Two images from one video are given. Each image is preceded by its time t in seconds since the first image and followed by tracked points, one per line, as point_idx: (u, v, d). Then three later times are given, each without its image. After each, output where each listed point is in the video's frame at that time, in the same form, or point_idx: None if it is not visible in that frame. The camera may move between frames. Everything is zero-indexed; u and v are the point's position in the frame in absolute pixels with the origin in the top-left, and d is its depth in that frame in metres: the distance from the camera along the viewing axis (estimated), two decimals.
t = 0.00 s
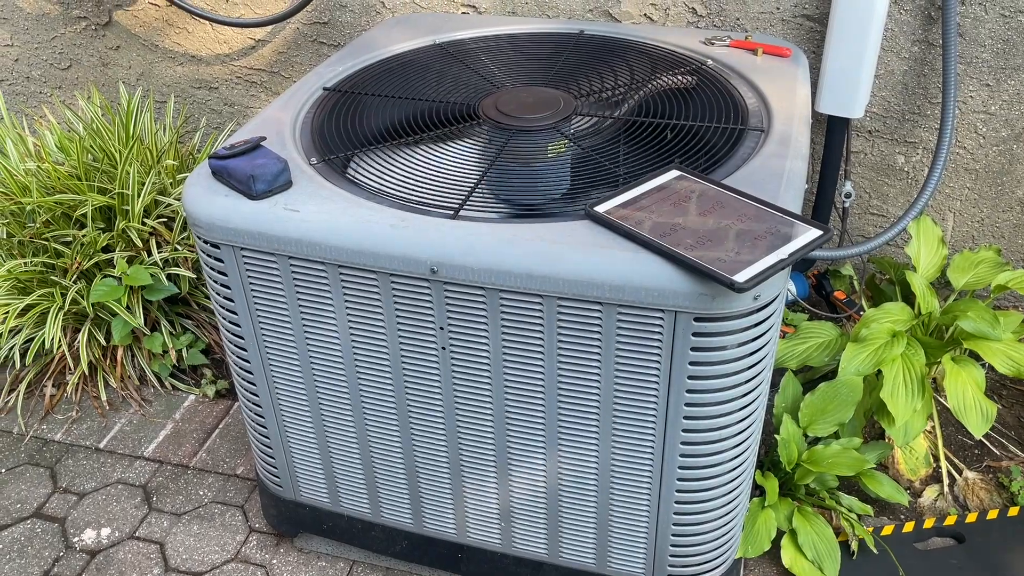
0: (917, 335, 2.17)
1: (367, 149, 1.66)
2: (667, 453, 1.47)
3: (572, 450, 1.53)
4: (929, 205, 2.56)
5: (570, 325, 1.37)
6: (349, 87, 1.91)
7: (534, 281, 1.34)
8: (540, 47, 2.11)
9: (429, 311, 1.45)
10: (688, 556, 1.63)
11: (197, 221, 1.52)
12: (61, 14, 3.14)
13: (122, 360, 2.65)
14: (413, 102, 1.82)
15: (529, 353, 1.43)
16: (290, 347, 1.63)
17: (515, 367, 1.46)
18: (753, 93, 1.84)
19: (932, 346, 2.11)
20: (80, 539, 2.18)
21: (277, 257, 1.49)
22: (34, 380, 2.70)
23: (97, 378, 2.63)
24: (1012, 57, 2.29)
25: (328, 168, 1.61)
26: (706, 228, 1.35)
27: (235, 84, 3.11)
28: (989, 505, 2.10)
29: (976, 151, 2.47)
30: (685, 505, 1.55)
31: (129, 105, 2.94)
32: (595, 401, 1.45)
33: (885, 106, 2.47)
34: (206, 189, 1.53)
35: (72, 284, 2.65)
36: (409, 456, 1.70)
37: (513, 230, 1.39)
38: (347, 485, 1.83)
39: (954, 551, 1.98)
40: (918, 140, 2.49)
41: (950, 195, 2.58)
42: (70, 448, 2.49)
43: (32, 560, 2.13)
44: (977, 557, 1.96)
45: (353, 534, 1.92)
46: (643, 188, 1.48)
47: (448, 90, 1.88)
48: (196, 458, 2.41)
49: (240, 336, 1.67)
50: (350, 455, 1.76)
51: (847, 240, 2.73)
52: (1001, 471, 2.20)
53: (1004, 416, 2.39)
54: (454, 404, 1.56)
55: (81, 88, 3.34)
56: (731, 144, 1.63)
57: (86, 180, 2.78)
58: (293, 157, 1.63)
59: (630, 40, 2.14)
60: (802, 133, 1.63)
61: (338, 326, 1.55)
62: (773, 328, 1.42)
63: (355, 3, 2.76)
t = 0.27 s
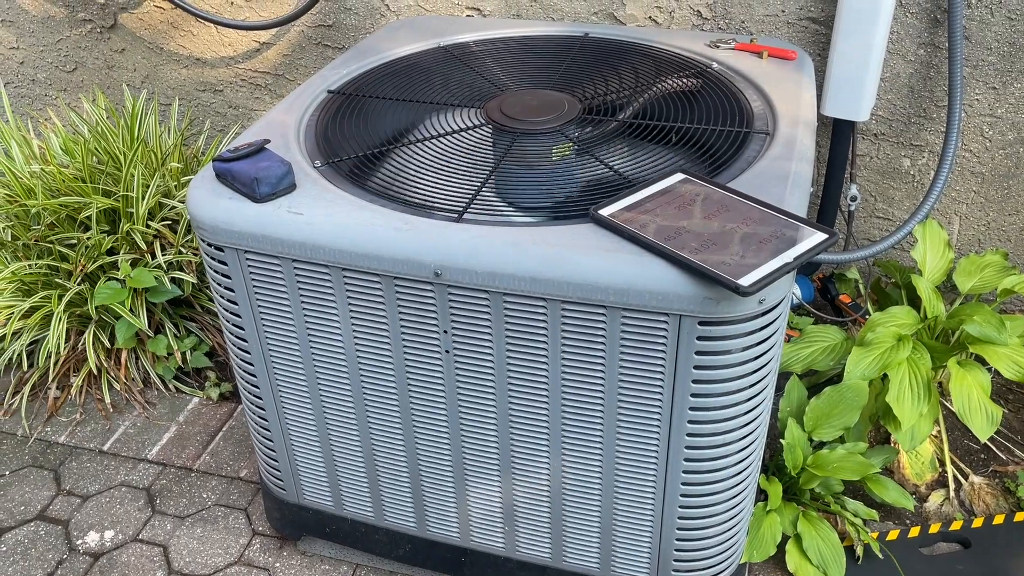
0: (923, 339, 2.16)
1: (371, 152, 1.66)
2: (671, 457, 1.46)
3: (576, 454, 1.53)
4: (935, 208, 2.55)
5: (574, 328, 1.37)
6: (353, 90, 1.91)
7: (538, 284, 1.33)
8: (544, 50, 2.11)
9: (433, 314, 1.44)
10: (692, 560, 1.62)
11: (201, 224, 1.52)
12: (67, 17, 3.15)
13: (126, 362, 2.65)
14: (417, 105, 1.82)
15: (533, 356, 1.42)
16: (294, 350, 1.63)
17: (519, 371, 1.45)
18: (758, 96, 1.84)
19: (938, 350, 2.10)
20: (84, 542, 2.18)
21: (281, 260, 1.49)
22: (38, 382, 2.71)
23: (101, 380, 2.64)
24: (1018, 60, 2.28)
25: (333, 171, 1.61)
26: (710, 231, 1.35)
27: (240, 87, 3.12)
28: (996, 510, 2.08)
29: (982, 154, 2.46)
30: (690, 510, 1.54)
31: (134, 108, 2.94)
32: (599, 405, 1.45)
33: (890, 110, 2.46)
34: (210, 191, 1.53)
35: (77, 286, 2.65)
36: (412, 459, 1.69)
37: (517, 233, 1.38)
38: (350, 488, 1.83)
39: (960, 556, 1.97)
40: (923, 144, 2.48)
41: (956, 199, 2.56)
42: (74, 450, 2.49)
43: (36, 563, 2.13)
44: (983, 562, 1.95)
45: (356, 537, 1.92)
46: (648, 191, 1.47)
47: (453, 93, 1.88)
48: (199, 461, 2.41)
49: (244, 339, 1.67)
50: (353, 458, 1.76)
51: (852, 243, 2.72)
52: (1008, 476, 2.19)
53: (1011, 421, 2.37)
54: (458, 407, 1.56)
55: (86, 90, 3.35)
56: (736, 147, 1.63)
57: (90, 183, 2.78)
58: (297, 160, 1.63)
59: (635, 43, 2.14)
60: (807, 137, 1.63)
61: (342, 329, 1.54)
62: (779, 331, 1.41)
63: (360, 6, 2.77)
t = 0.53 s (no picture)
0: (925, 342, 2.15)
1: (372, 154, 1.66)
2: (672, 460, 1.46)
3: (576, 457, 1.53)
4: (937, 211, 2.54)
5: (574, 331, 1.37)
6: (355, 93, 1.92)
7: (538, 287, 1.33)
8: (546, 52, 2.11)
9: (433, 317, 1.44)
10: (693, 564, 1.62)
11: (202, 226, 1.52)
12: (70, 19, 3.16)
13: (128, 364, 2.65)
14: (419, 107, 1.82)
15: (533, 359, 1.42)
16: (295, 352, 1.63)
17: (519, 373, 1.45)
18: (760, 98, 1.84)
19: (940, 353, 2.09)
20: (85, 543, 2.18)
21: (282, 262, 1.49)
22: (40, 384, 2.71)
23: (103, 382, 2.64)
24: (1021, 63, 2.28)
25: (334, 173, 1.61)
26: (711, 234, 1.35)
27: (242, 90, 3.12)
28: (998, 514, 2.08)
29: (984, 157, 2.45)
30: (691, 513, 1.53)
31: (136, 110, 2.95)
32: (599, 408, 1.44)
33: (892, 112, 2.46)
34: (211, 193, 1.54)
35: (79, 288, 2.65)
36: (413, 461, 1.69)
37: (517, 235, 1.38)
38: (351, 491, 1.83)
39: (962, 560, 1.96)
40: (926, 146, 2.47)
41: (958, 201, 2.56)
42: (75, 452, 2.49)
43: (37, 564, 2.13)
44: (985, 566, 1.94)
45: (357, 540, 1.92)
46: (648, 194, 1.47)
47: (454, 95, 1.88)
48: (201, 463, 2.41)
49: (244, 341, 1.67)
50: (354, 460, 1.76)
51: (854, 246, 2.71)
52: (1010, 479, 2.18)
53: (1014, 424, 2.37)
54: (458, 410, 1.56)
55: (89, 93, 3.36)
56: (737, 149, 1.62)
57: (93, 185, 2.79)
58: (298, 162, 1.63)
59: (637, 46, 2.14)
60: (808, 139, 1.62)
61: (342, 331, 1.54)
62: (780, 334, 1.41)
63: (362, 8, 2.77)
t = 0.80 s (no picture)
0: (926, 344, 2.15)
1: (373, 155, 1.66)
2: (672, 461, 1.46)
3: (577, 458, 1.52)
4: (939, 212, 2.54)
5: (574, 332, 1.36)
6: (356, 94, 1.92)
7: (538, 288, 1.33)
8: (547, 53, 2.11)
9: (434, 318, 1.44)
10: (694, 566, 1.62)
11: (203, 227, 1.52)
12: (72, 21, 3.17)
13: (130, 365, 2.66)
14: (420, 109, 1.82)
15: (534, 360, 1.42)
16: (296, 353, 1.63)
17: (520, 374, 1.45)
18: (761, 99, 1.83)
19: (942, 354, 2.09)
20: (86, 544, 2.18)
21: (282, 263, 1.49)
22: (42, 385, 2.71)
23: (105, 383, 2.64)
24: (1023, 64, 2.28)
25: (335, 174, 1.61)
26: (712, 235, 1.35)
27: (244, 91, 3.12)
28: (1000, 516, 2.07)
29: (986, 158, 2.45)
30: (692, 515, 1.53)
31: (138, 112, 2.95)
32: (600, 410, 1.44)
33: (894, 113, 2.45)
34: (212, 195, 1.54)
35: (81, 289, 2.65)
36: (414, 463, 1.69)
37: (517, 236, 1.38)
38: (351, 492, 1.82)
39: (964, 563, 1.95)
40: (928, 148, 2.47)
41: (960, 203, 2.56)
42: (77, 453, 2.49)
43: (38, 565, 2.13)
44: (987, 568, 1.94)
45: (357, 541, 1.91)
46: (649, 195, 1.47)
47: (455, 96, 1.88)
48: (202, 464, 2.41)
49: (245, 342, 1.67)
50: (355, 462, 1.76)
51: (856, 247, 2.71)
52: (1012, 481, 2.18)
53: (1016, 426, 2.36)
54: (458, 411, 1.55)
55: (91, 94, 3.36)
56: (738, 150, 1.62)
57: (95, 186, 2.79)
58: (299, 163, 1.63)
59: (638, 47, 2.14)
60: (809, 140, 1.62)
61: (343, 333, 1.54)
62: (781, 335, 1.41)
63: (364, 9, 2.77)
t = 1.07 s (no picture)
0: (927, 346, 2.15)
1: (374, 158, 1.67)
2: (672, 463, 1.46)
3: (577, 460, 1.53)
4: (939, 214, 2.54)
5: (574, 334, 1.37)
6: (357, 96, 1.92)
7: (538, 290, 1.33)
8: (547, 56, 2.11)
9: (434, 320, 1.44)
10: (694, 568, 1.62)
11: (204, 228, 1.52)
12: (73, 23, 3.17)
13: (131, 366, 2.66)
14: (420, 111, 1.82)
15: (534, 362, 1.42)
16: (296, 355, 1.63)
17: (520, 376, 1.45)
18: (761, 101, 1.84)
19: (942, 356, 2.09)
20: (87, 546, 2.18)
21: (282, 265, 1.49)
22: (42, 387, 2.72)
23: (106, 384, 2.64)
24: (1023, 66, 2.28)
25: (335, 176, 1.61)
26: (711, 237, 1.35)
27: (245, 93, 3.13)
28: (1000, 518, 2.07)
29: (986, 160, 2.45)
30: (691, 516, 1.53)
31: (139, 114, 2.96)
32: (600, 411, 1.44)
33: (894, 115, 2.46)
34: (212, 197, 1.54)
35: (81, 291, 2.66)
36: (414, 465, 1.69)
37: (517, 238, 1.38)
38: (352, 494, 1.83)
39: (964, 565, 1.95)
40: (928, 149, 2.47)
41: (960, 205, 2.56)
42: (78, 455, 2.50)
43: (39, 566, 2.14)
44: (988, 570, 1.94)
45: (358, 543, 1.92)
46: (648, 197, 1.47)
47: (456, 98, 1.88)
48: (202, 465, 2.41)
49: (246, 344, 1.68)
50: (355, 463, 1.76)
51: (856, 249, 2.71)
52: (1012, 483, 2.18)
53: (1016, 428, 2.36)
54: (458, 413, 1.56)
55: (92, 96, 3.37)
56: (738, 152, 1.62)
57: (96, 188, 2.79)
58: (299, 165, 1.63)
59: (638, 49, 2.14)
60: (809, 142, 1.62)
61: (343, 334, 1.55)
62: (781, 337, 1.41)
63: (365, 12, 2.78)
